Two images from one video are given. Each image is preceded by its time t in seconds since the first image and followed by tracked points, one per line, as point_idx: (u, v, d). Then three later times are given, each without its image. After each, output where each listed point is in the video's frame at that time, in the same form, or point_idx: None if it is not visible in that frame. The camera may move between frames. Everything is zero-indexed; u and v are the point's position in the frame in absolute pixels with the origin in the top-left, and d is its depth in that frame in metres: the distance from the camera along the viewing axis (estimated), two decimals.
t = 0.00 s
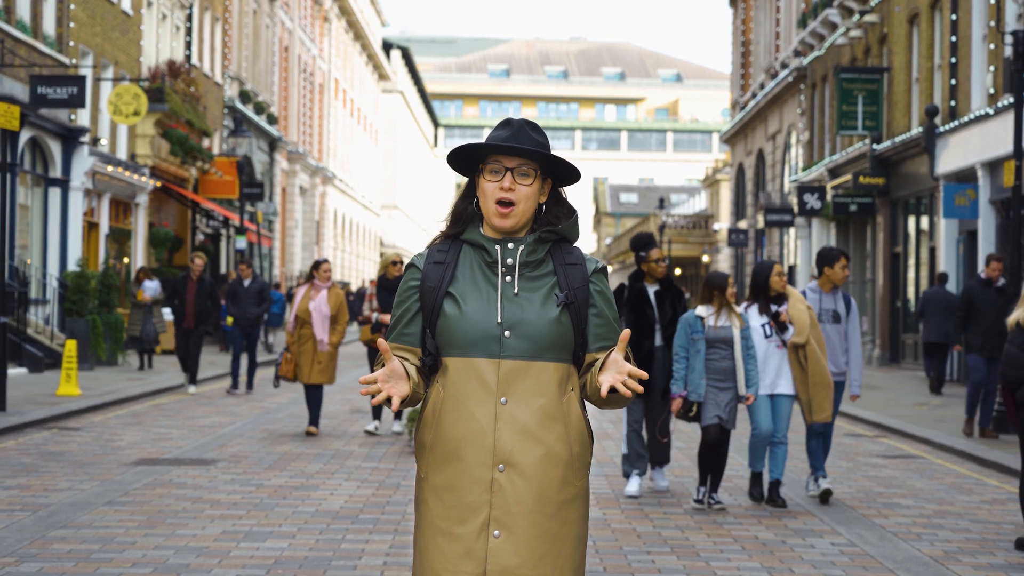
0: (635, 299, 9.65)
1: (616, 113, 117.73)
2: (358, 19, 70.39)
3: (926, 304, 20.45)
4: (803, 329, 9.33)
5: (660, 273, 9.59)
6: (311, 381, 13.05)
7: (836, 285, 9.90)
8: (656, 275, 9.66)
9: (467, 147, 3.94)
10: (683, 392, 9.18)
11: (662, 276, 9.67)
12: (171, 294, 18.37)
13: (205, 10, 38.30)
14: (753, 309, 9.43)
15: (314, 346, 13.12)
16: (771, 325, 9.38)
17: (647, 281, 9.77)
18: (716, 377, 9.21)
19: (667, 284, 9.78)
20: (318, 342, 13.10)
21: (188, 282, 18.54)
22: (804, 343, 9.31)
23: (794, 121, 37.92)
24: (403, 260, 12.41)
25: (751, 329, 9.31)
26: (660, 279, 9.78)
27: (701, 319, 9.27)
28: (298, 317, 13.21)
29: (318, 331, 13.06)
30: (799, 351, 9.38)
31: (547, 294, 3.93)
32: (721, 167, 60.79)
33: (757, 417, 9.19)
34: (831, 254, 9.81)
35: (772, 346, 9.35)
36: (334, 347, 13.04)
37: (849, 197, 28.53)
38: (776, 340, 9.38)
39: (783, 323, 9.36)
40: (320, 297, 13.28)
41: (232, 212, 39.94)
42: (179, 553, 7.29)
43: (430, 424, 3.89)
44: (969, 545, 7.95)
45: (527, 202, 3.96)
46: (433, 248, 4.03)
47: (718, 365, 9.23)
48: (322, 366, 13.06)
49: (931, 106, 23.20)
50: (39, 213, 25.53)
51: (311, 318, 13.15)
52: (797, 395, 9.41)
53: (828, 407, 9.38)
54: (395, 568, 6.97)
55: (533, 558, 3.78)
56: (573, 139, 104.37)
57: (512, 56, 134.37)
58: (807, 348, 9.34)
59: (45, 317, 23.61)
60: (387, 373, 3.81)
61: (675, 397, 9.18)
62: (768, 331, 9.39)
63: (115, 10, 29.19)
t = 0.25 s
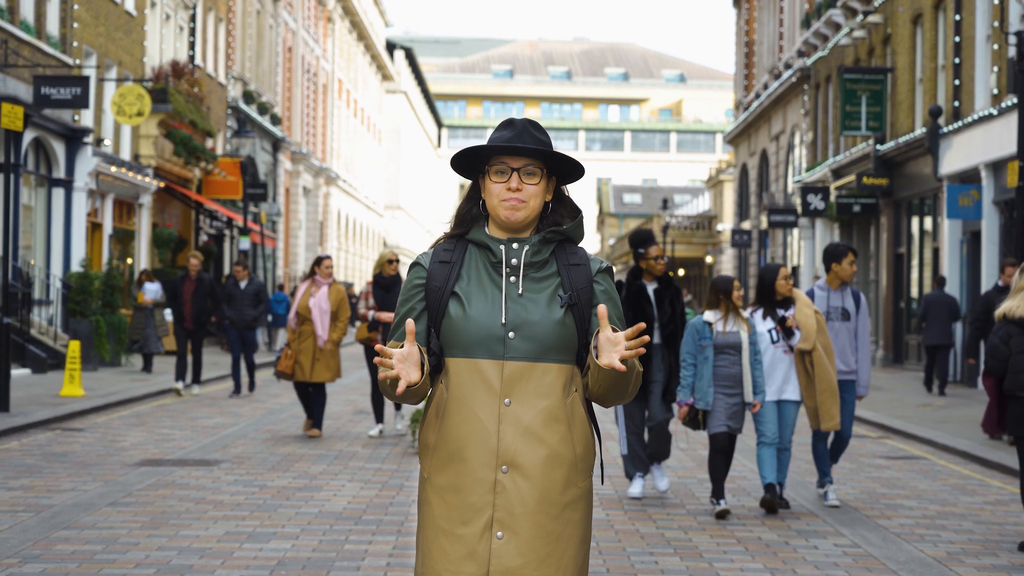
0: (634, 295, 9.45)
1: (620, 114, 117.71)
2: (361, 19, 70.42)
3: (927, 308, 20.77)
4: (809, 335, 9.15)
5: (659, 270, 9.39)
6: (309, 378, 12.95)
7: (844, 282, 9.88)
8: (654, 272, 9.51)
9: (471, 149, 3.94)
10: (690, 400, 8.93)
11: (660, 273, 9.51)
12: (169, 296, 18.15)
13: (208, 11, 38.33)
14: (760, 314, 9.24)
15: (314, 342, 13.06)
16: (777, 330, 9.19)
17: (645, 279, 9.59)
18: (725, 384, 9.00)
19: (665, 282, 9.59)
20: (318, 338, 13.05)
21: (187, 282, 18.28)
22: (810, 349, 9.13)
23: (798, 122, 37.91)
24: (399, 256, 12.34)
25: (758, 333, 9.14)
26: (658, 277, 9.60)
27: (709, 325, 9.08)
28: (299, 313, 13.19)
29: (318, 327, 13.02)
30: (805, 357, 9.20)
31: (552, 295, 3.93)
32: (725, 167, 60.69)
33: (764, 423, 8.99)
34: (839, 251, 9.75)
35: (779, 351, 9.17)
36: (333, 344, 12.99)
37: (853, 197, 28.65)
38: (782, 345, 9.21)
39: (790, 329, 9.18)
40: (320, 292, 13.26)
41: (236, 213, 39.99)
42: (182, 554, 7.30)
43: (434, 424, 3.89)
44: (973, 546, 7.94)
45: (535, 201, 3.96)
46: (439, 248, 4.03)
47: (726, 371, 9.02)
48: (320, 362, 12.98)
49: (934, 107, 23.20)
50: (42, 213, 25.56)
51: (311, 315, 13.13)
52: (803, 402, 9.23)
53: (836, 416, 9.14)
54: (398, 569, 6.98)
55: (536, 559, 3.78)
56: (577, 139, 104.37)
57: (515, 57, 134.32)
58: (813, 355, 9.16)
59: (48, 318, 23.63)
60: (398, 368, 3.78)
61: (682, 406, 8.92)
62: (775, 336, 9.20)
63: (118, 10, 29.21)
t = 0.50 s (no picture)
0: (636, 300, 9.37)
1: (622, 115, 117.72)
2: (364, 20, 70.44)
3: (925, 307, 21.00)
4: (813, 335, 9.04)
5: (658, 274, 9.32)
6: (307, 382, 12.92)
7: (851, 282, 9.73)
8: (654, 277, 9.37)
9: (472, 150, 3.95)
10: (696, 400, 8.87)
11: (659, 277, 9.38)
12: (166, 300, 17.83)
13: (211, 12, 38.35)
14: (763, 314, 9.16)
15: (314, 346, 12.99)
16: (781, 329, 9.13)
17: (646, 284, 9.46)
18: (730, 382, 8.90)
19: (666, 287, 9.48)
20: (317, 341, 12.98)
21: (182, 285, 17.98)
22: (814, 349, 9.01)
23: (801, 123, 37.88)
24: (397, 257, 12.28)
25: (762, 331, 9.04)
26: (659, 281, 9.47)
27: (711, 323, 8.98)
28: (297, 315, 13.05)
29: (318, 331, 12.92)
30: (808, 357, 9.09)
31: (555, 297, 3.92)
32: (727, 168, 60.63)
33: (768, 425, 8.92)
34: (846, 250, 9.60)
35: (782, 351, 9.10)
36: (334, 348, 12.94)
37: (855, 198, 28.70)
38: (786, 344, 9.14)
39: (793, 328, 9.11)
40: (320, 294, 13.10)
41: (238, 214, 40.02)
42: (185, 556, 7.30)
43: (436, 426, 3.89)
44: (975, 547, 7.93)
45: (538, 201, 3.96)
46: (441, 250, 4.03)
47: (731, 370, 8.93)
48: (320, 367, 12.96)
49: (937, 108, 23.19)
50: (45, 215, 25.57)
51: (311, 317, 13.00)
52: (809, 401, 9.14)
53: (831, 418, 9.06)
54: (401, 570, 6.98)
55: (538, 560, 3.78)
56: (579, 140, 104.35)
57: (518, 58, 134.30)
58: (816, 355, 9.04)
59: (51, 319, 23.64)
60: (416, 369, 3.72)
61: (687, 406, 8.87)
62: (778, 336, 9.14)
63: (121, 11, 29.24)
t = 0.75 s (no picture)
0: (636, 299, 9.16)
1: (623, 118, 117.74)
2: (364, 23, 70.45)
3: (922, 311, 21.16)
4: (816, 337, 8.95)
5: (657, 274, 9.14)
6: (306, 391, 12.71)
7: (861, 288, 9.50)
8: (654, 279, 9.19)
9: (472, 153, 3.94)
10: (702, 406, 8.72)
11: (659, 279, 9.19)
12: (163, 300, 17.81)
13: (211, 15, 38.35)
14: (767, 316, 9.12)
15: (310, 353, 12.78)
16: (784, 331, 9.04)
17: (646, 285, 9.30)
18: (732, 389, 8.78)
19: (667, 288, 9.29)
20: (314, 348, 12.79)
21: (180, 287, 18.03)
22: (815, 351, 8.91)
23: (801, 126, 37.88)
24: (397, 261, 12.27)
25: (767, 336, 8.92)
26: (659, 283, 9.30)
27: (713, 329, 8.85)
28: (291, 323, 12.84)
29: (314, 338, 12.69)
30: (810, 358, 8.99)
31: (555, 298, 3.92)
32: (727, 172, 60.58)
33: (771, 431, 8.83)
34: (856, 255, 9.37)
35: (785, 353, 9.02)
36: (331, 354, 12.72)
37: (856, 201, 28.66)
38: (789, 347, 9.05)
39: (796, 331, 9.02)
40: (313, 300, 12.91)
41: (239, 217, 40.03)
42: (186, 559, 7.29)
43: (436, 427, 3.89)
44: (976, 550, 7.92)
45: (540, 203, 3.96)
46: (442, 252, 4.02)
47: (734, 375, 8.82)
48: (318, 374, 12.77)
49: (937, 111, 23.17)
50: (45, 218, 25.58)
51: (306, 324, 12.77)
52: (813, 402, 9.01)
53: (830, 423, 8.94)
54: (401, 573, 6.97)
55: (538, 562, 3.77)
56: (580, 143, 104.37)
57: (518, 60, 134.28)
58: (817, 356, 8.93)
59: (52, 322, 23.62)
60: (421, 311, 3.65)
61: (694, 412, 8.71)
62: (781, 338, 9.05)
63: (121, 14, 29.23)
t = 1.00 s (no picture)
0: (629, 301, 9.05)
1: (621, 120, 117.77)
2: (362, 25, 70.45)
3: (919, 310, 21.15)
4: (824, 344, 8.76)
5: (652, 274, 9.03)
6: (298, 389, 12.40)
7: (868, 286, 9.37)
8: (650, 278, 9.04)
9: (470, 158, 3.95)
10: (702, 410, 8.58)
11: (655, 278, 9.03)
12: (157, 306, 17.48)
13: (209, 17, 38.35)
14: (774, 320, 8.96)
15: (301, 350, 12.49)
16: (792, 336, 8.86)
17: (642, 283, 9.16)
18: (734, 394, 8.64)
19: (664, 288, 9.14)
20: (305, 346, 12.49)
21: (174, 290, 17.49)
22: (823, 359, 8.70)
23: (799, 127, 37.91)
24: (394, 261, 12.26)
25: (773, 339, 8.77)
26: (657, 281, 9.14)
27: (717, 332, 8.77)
28: (280, 321, 12.58)
29: (306, 336, 12.43)
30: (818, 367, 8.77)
31: (554, 300, 3.92)
32: (725, 174, 60.60)
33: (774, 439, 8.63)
34: (861, 254, 9.27)
35: (791, 358, 8.84)
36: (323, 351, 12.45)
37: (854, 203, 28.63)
38: (795, 352, 8.87)
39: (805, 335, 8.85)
40: (302, 299, 12.66)
41: (237, 219, 40.04)
42: (184, 562, 7.28)
43: (434, 429, 3.89)
44: (974, 552, 7.92)
45: (539, 207, 3.96)
46: (440, 255, 4.02)
47: (736, 379, 8.69)
48: (310, 372, 12.46)
49: (935, 113, 23.20)
50: (43, 221, 25.57)
51: (295, 322, 12.54)
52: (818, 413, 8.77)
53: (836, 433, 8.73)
54: None
55: (535, 564, 3.78)
56: (578, 146, 104.39)
57: (516, 62, 134.29)
58: (825, 365, 8.72)
59: (49, 325, 23.61)
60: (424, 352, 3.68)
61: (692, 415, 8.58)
62: (788, 342, 8.88)
63: (119, 17, 29.23)
